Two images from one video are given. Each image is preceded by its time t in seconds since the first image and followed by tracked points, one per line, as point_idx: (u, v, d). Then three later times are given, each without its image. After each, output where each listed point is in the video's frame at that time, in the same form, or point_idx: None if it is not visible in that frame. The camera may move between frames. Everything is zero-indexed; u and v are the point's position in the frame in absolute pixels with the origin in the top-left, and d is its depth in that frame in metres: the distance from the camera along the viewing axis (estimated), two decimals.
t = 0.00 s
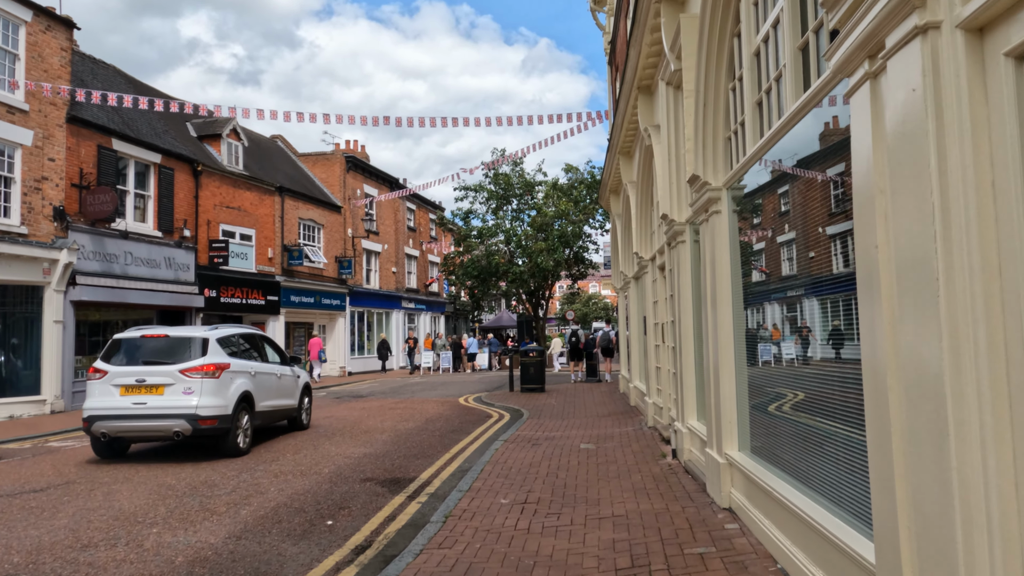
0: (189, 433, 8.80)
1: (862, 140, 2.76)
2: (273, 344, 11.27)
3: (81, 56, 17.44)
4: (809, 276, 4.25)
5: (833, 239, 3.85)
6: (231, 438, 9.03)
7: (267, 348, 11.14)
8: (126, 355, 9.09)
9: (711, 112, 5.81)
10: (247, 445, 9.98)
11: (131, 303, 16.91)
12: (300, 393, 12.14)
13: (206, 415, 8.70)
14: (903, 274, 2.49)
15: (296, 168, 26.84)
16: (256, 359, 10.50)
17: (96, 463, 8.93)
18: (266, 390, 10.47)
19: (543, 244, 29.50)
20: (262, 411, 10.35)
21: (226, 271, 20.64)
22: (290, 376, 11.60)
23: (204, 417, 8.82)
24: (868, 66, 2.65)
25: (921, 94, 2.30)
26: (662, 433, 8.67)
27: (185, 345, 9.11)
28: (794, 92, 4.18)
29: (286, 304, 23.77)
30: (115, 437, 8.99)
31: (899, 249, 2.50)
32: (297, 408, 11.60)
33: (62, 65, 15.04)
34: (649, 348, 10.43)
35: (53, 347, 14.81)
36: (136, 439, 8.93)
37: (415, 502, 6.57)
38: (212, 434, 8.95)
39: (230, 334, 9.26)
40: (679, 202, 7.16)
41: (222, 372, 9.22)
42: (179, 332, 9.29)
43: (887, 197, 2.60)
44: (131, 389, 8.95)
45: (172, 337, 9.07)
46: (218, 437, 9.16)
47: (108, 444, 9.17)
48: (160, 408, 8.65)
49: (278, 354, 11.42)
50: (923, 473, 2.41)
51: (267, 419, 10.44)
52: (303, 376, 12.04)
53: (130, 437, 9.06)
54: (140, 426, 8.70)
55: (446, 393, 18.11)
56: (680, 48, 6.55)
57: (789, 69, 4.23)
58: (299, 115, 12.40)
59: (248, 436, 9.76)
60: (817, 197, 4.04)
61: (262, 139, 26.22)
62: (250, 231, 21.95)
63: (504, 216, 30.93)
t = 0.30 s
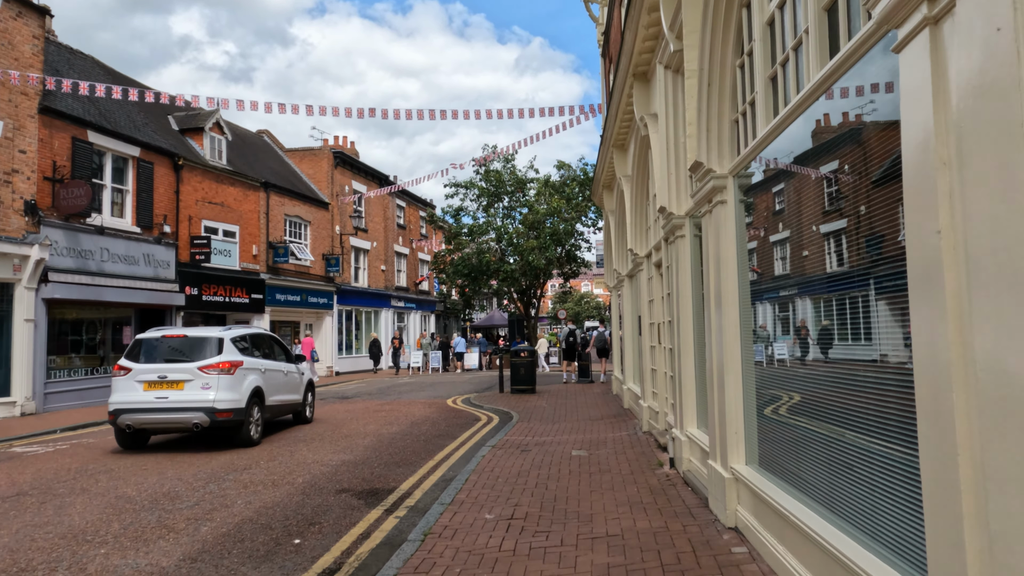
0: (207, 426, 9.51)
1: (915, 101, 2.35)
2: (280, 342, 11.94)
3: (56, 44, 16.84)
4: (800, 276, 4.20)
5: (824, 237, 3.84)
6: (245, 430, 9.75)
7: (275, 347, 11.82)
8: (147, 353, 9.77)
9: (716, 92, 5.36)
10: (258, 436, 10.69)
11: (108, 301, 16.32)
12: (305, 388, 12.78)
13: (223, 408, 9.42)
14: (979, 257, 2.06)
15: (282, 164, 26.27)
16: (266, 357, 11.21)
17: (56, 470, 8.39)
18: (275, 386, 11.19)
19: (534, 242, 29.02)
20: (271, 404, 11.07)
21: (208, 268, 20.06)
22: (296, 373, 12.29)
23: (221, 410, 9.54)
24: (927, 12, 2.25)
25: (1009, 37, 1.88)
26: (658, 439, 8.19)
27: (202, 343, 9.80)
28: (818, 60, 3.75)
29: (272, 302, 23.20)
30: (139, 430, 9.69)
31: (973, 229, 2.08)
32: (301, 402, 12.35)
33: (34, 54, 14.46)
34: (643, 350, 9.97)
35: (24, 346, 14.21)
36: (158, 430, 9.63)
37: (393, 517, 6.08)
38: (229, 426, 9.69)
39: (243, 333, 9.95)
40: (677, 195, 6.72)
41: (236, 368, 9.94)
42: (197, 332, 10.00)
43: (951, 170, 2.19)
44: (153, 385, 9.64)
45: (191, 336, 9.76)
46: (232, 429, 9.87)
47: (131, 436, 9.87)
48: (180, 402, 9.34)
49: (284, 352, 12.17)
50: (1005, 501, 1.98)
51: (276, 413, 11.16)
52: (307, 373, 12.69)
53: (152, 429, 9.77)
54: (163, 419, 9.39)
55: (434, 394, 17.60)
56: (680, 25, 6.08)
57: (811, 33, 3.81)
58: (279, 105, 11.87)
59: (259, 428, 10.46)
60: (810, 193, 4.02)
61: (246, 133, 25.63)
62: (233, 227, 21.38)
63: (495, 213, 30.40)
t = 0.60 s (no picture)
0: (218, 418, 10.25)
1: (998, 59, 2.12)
2: (283, 341, 12.67)
3: (30, 32, 16.25)
4: (795, 275, 4.12)
5: (819, 235, 3.82)
6: (254, 421, 10.50)
7: (279, 347, 12.55)
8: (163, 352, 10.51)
9: (721, 66, 4.96)
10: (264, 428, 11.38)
11: (82, 298, 15.75)
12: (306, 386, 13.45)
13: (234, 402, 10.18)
14: None
15: (268, 158, 25.70)
16: (271, 355, 11.94)
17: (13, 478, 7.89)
18: (279, 382, 11.95)
19: (526, 239, 28.54)
20: (276, 399, 11.81)
21: (190, 265, 19.51)
22: (298, 371, 13.02)
23: (232, 404, 10.29)
24: None
25: None
26: (653, 446, 7.72)
27: (213, 342, 10.54)
28: (848, 15, 3.38)
29: (257, 300, 22.64)
30: (155, 422, 10.43)
31: None
32: (304, 398, 13.06)
33: (5, 41, 13.90)
34: (637, 352, 9.52)
35: None
36: (173, 423, 10.36)
37: (366, 533, 5.59)
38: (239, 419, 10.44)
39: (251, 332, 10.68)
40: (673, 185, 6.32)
41: (245, 365, 10.69)
42: (208, 331, 10.75)
43: None
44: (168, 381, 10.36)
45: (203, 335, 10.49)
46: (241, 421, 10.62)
47: (146, 429, 10.60)
48: (194, 396, 10.07)
49: (288, 351, 12.88)
50: None
51: (280, 408, 11.87)
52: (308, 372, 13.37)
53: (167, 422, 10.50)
54: (178, 411, 10.14)
55: (422, 395, 17.12)
56: None
57: None
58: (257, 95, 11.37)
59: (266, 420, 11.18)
60: (806, 191, 3.97)
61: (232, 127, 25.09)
62: (216, 223, 20.82)
63: (487, 210, 29.90)
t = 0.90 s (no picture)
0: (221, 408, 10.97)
1: None
2: (282, 336, 13.38)
3: None
4: (787, 272, 3.84)
5: (811, 233, 3.59)
6: (254, 411, 11.22)
7: (278, 342, 13.25)
8: (170, 348, 11.28)
9: (717, 25, 4.49)
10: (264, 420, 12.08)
11: (52, 293, 15.17)
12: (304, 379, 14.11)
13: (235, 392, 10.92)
14: None
15: (252, 151, 25.10)
16: (270, 350, 12.65)
17: None
18: (278, 376, 12.64)
19: (515, 235, 28.04)
20: (275, 392, 12.49)
21: (167, 259, 18.92)
22: (295, 365, 13.71)
23: (234, 395, 11.02)
24: None
25: None
26: (643, 450, 7.21)
27: (216, 337, 11.32)
28: None
29: (238, 296, 22.05)
30: (162, 412, 11.16)
31: None
32: (301, 392, 13.70)
33: None
34: (626, 351, 9.03)
35: None
36: (179, 413, 11.10)
37: (327, 547, 5.10)
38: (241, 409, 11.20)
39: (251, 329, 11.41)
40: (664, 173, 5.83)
41: (245, 359, 11.42)
42: (212, 328, 11.55)
43: None
44: (175, 373, 11.13)
45: (206, 332, 11.28)
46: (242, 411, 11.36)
47: (155, 418, 11.33)
48: (198, 388, 10.83)
49: (285, 347, 13.51)
50: None
51: (279, 400, 12.58)
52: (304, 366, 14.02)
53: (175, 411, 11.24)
54: (183, 402, 10.89)
55: (406, 394, 16.60)
56: None
57: None
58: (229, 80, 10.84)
59: (265, 411, 11.85)
60: (796, 188, 3.74)
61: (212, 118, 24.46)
62: (196, 216, 20.23)
63: (476, 205, 29.38)
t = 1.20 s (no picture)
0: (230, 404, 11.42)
1: None
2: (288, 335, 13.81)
3: None
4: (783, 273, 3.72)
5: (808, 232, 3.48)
6: (261, 407, 11.66)
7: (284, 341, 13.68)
8: (182, 346, 11.72)
9: None
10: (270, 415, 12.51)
11: (29, 290, 14.62)
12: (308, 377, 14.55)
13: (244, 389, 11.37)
14: None
15: (241, 146, 24.56)
16: (277, 348, 13.09)
17: None
18: (284, 373, 13.04)
19: (510, 233, 27.52)
20: (281, 388, 12.91)
21: (151, 256, 18.37)
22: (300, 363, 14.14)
23: (242, 391, 11.46)
24: None
25: None
26: (645, 459, 6.73)
27: (226, 337, 11.74)
28: None
29: (226, 294, 21.50)
30: (175, 407, 11.59)
31: None
32: (306, 389, 14.08)
33: None
34: (626, 352, 8.54)
35: None
36: (190, 408, 11.55)
37: (297, 569, 4.60)
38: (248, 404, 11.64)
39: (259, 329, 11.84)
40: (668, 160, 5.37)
41: (254, 357, 11.86)
42: (222, 327, 11.97)
43: None
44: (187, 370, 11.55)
45: (217, 331, 11.69)
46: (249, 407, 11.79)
47: (166, 413, 11.75)
48: (209, 385, 11.25)
49: (291, 345, 13.88)
50: None
51: (285, 396, 12.99)
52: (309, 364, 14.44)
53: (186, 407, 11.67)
54: (194, 398, 11.32)
55: (396, 395, 16.09)
56: None
57: None
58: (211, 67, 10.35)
59: (272, 406, 12.28)
60: (794, 188, 3.61)
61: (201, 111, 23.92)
62: (182, 212, 19.69)
63: (470, 202, 28.86)
